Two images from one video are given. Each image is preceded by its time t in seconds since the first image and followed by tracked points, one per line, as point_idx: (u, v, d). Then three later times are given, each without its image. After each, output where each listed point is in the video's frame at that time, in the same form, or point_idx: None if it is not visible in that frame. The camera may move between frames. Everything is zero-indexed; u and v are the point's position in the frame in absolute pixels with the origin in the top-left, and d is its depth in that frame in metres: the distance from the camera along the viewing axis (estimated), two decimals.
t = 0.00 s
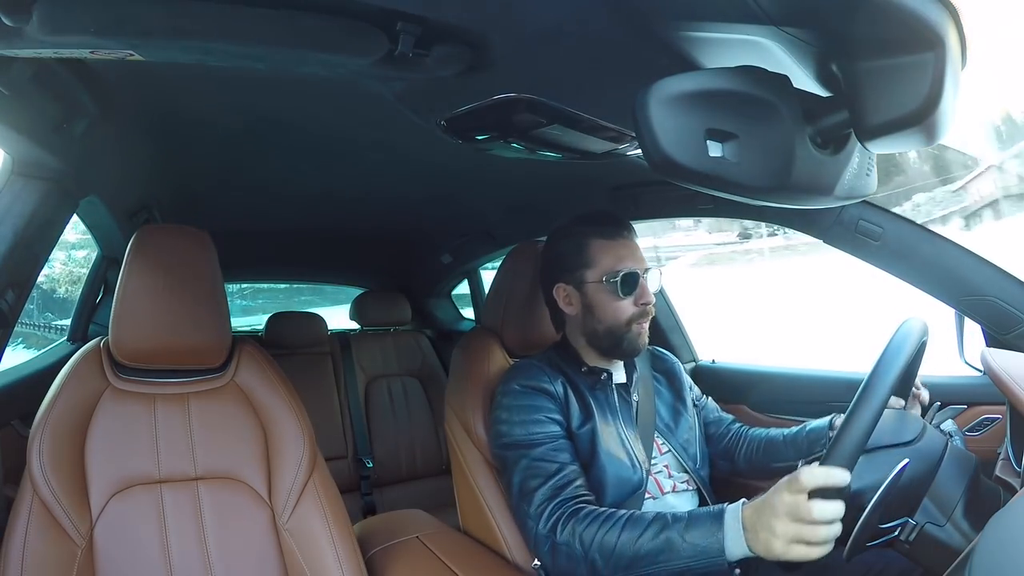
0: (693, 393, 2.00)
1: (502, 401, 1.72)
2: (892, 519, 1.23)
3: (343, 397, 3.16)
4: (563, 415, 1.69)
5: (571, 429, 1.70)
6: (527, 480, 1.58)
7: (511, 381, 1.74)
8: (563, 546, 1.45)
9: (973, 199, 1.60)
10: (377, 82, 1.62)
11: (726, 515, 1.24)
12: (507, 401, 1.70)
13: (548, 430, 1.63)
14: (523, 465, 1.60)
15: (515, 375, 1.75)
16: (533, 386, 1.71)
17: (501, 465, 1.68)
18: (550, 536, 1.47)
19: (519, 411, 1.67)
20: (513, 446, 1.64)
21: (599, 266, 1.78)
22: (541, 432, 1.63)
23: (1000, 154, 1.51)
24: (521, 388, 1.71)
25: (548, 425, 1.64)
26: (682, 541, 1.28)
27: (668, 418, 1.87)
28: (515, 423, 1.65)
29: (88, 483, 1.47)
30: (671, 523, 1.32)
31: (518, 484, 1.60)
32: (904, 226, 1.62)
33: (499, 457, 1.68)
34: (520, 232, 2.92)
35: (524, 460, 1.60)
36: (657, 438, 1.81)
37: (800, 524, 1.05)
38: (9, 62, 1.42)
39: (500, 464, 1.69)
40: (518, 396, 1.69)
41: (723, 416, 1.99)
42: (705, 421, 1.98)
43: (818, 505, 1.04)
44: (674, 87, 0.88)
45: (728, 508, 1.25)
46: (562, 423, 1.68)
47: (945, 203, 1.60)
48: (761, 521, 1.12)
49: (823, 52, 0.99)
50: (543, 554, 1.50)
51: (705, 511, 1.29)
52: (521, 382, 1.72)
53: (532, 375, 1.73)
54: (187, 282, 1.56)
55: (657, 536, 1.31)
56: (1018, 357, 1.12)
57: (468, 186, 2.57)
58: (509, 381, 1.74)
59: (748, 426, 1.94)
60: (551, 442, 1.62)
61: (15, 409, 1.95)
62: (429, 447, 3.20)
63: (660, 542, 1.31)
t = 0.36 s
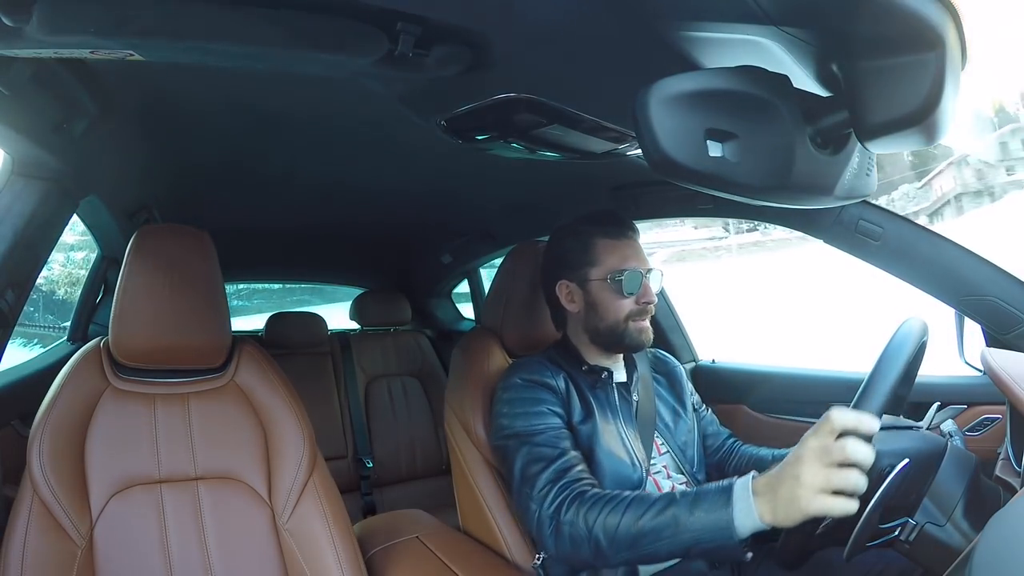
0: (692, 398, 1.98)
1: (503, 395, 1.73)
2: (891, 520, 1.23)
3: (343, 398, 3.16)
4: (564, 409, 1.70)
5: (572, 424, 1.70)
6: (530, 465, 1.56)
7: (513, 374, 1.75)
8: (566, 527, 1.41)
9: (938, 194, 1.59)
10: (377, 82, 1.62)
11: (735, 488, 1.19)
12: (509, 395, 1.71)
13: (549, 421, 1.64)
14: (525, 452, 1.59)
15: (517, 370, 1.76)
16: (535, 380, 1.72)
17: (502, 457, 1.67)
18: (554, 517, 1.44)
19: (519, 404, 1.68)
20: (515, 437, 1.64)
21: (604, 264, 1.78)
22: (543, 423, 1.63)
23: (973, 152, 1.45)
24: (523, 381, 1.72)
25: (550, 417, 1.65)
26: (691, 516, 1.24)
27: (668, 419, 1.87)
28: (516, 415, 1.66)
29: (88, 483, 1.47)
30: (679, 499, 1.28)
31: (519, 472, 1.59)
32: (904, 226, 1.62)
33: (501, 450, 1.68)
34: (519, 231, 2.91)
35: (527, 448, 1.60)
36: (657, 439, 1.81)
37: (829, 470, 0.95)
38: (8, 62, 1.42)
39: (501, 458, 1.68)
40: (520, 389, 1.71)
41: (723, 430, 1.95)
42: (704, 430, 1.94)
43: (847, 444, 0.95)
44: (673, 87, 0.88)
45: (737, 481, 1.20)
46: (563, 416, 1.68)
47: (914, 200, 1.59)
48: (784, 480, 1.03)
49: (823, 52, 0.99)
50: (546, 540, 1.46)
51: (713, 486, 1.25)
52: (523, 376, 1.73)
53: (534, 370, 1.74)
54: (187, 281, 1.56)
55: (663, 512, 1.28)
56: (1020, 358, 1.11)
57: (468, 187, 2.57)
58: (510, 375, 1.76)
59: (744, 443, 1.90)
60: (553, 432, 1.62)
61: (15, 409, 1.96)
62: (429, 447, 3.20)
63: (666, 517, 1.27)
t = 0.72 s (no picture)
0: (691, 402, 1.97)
1: (502, 387, 1.73)
2: (891, 519, 1.24)
3: (343, 398, 3.16)
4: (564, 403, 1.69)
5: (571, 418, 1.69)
6: (533, 448, 1.52)
7: (512, 367, 1.75)
8: (572, 497, 1.34)
9: (916, 193, 1.59)
10: (377, 82, 1.62)
11: (742, 440, 1.10)
12: (509, 386, 1.71)
13: (550, 410, 1.63)
14: (527, 436, 1.56)
15: (517, 364, 1.76)
16: (534, 371, 1.72)
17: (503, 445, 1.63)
18: (559, 488, 1.38)
19: (519, 394, 1.67)
20: (517, 425, 1.61)
21: (609, 263, 1.78)
22: (544, 411, 1.62)
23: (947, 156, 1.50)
24: (522, 374, 1.72)
25: (550, 407, 1.64)
26: (697, 470, 1.14)
27: (666, 420, 1.87)
28: (516, 405, 1.65)
29: (88, 483, 1.47)
30: (684, 456, 1.18)
31: (520, 457, 1.55)
32: (904, 226, 1.62)
33: (500, 441, 1.65)
34: (519, 231, 2.91)
35: (529, 432, 1.56)
36: (655, 440, 1.81)
37: (856, 410, 0.94)
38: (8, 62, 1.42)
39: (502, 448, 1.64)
40: (519, 380, 1.70)
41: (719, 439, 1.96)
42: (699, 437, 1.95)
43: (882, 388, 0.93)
44: (673, 87, 0.88)
45: (742, 433, 1.11)
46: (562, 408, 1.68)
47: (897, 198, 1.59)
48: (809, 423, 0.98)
49: (823, 52, 0.99)
50: (551, 517, 1.37)
51: (718, 440, 1.15)
52: (523, 368, 1.73)
53: (534, 363, 1.74)
54: (186, 281, 1.56)
55: (668, 471, 1.18)
56: (1019, 357, 1.12)
57: (468, 187, 2.57)
58: (510, 368, 1.76)
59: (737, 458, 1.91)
60: (554, 418, 1.60)
61: (15, 410, 1.96)
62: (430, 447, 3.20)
63: (671, 475, 1.17)
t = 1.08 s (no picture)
0: (688, 403, 1.98)
1: (502, 380, 1.74)
2: (892, 519, 1.22)
3: (343, 398, 3.16)
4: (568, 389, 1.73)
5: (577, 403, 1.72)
6: (547, 426, 1.54)
7: (511, 361, 1.77)
8: (604, 462, 1.38)
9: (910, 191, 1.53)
10: (377, 82, 1.62)
11: (773, 392, 1.22)
12: (511, 377, 1.72)
13: (556, 394, 1.66)
14: (539, 417, 1.58)
15: (516, 358, 1.78)
16: (533, 363, 1.74)
17: (511, 430, 1.64)
18: (589, 454, 1.41)
19: (520, 383, 1.69)
20: (525, 409, 1.62)
21: (609, 263, 1.77)
22: (551, 394, 1.65)
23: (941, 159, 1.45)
24: (521, 367, 1.74)
25: (555, 391, 1.67)
26: (731, 420, 1.23)
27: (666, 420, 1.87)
28: (518, 393, 1.67)
29: (88, 483, 1.47)
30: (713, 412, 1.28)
31: (532, 437, 1.56)
32: (904, 226, 1.62)
33: (505, 430, 1.66)
34: (519, 232, 2.92)
35: (541, 412, 1.59)
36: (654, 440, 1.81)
37: (883, 344, 1.11)
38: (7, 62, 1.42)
39: (507, 436, 1.65)
40: (519, 371, 1.72)
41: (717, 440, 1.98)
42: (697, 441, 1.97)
43: (903, 339, 1.09)
44: (673, 87, 0.87)
45: (771, 387, 1.23)
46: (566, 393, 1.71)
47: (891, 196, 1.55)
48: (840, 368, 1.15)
49: (823, 52, 0.99)
50: (582, 484, 1.40)
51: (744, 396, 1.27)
52: (522, 361, 1.76)
53: (534, 356, 1.76)
54: (186, 280, 1.56)
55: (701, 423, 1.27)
56: (1021, 357, 1.12)
57: (468, 187, 2.57)
58: (509, 362, 1.78)
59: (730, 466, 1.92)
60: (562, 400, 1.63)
61: (15, 409, 1.96)
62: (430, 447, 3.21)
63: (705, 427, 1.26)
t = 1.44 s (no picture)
0: (686, 403, 1.98)
1: (498, 380, 1.75)
2: (891, 521, 1.26)
3: (343, 397, 3.16)
4: (564, 388, 1.73)
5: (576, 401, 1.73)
6: (547, 420, 1.54)
7: (507, 360, 1.77)
8: (609, 450, 1.37)
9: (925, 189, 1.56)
10: (377, 82, 1.62)
11: (781, 383, 1.25)
12: (507, 377, 1.72)
13: (551, 392, 1.66)
14: (538, 412, 1.58)
15: (513, 357, 1.78)
16: (529, 363, 1.74)
17: (508, 427, 1.63)
18: (594, 443, 1.40)
19: (517, 382, 1.69)
20: (521, 407, 1.62)
21: (606, 265, 1.77)
22: (547, 392, 1.65)
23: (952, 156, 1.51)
24: (517, 366, 1.74)
25: (550, 389, 1.67)
26: (739, 409, 1.24)
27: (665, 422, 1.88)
28: (515, 392, 1.67)
29: (88, 484, 1.47)
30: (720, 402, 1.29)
31: (532, 432, 1.56)
32: (903, 225, 1.63)
33: (502, 429, 1.65)
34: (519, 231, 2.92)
35: (540, 407, 1.59)
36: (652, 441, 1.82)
37: (893, 331, 1.20)
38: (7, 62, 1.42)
39: (505, 434, 1.64)
40: (515, 371, 1.73)
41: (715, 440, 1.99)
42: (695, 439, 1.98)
43: (909, 324, 1.19)
44: (673, 87, 0.87)
45: (778, 377, 1.26)
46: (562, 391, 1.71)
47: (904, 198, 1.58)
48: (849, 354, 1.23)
49: (824, 52, 0.99)
50: (587, 473, 1.39)
51: (750, 387, 1.28)
52: (518, 360, 1.76)
53: (530, 356, 1.76)
54: (186, 280, 1.56)
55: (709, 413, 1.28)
56: (1021, 358, 1.11)
57: (468, 187, 2.57)
58: (505, 362, 1.78)
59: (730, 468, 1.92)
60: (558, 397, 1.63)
61: (15, 410, 1.96)
62: (430, 446, 3.21)
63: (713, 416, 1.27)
